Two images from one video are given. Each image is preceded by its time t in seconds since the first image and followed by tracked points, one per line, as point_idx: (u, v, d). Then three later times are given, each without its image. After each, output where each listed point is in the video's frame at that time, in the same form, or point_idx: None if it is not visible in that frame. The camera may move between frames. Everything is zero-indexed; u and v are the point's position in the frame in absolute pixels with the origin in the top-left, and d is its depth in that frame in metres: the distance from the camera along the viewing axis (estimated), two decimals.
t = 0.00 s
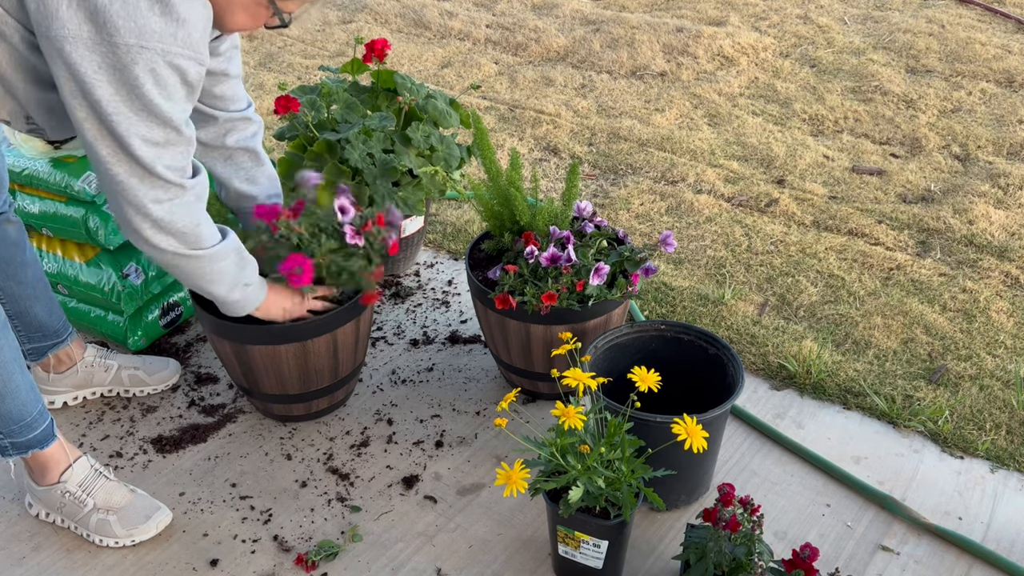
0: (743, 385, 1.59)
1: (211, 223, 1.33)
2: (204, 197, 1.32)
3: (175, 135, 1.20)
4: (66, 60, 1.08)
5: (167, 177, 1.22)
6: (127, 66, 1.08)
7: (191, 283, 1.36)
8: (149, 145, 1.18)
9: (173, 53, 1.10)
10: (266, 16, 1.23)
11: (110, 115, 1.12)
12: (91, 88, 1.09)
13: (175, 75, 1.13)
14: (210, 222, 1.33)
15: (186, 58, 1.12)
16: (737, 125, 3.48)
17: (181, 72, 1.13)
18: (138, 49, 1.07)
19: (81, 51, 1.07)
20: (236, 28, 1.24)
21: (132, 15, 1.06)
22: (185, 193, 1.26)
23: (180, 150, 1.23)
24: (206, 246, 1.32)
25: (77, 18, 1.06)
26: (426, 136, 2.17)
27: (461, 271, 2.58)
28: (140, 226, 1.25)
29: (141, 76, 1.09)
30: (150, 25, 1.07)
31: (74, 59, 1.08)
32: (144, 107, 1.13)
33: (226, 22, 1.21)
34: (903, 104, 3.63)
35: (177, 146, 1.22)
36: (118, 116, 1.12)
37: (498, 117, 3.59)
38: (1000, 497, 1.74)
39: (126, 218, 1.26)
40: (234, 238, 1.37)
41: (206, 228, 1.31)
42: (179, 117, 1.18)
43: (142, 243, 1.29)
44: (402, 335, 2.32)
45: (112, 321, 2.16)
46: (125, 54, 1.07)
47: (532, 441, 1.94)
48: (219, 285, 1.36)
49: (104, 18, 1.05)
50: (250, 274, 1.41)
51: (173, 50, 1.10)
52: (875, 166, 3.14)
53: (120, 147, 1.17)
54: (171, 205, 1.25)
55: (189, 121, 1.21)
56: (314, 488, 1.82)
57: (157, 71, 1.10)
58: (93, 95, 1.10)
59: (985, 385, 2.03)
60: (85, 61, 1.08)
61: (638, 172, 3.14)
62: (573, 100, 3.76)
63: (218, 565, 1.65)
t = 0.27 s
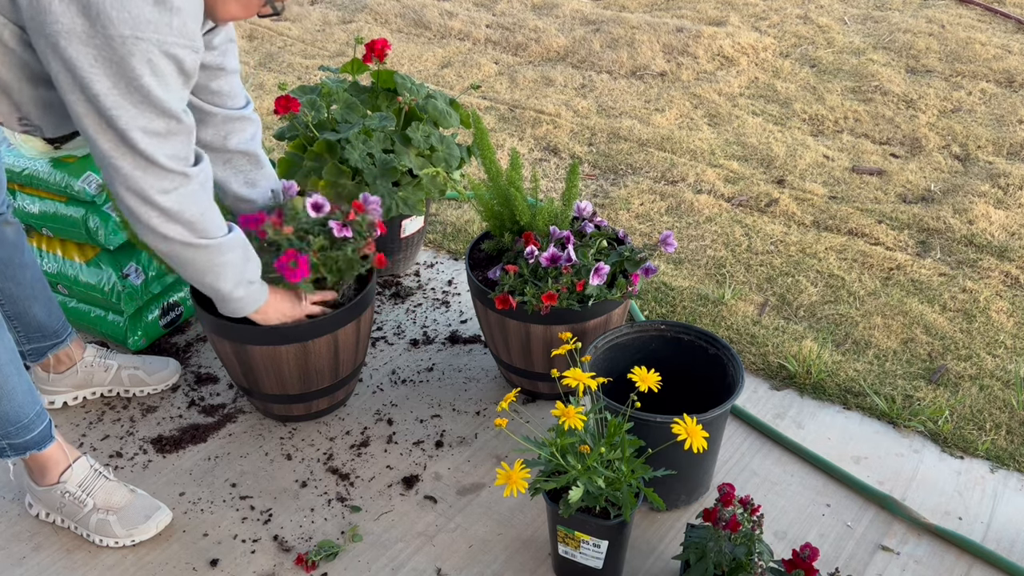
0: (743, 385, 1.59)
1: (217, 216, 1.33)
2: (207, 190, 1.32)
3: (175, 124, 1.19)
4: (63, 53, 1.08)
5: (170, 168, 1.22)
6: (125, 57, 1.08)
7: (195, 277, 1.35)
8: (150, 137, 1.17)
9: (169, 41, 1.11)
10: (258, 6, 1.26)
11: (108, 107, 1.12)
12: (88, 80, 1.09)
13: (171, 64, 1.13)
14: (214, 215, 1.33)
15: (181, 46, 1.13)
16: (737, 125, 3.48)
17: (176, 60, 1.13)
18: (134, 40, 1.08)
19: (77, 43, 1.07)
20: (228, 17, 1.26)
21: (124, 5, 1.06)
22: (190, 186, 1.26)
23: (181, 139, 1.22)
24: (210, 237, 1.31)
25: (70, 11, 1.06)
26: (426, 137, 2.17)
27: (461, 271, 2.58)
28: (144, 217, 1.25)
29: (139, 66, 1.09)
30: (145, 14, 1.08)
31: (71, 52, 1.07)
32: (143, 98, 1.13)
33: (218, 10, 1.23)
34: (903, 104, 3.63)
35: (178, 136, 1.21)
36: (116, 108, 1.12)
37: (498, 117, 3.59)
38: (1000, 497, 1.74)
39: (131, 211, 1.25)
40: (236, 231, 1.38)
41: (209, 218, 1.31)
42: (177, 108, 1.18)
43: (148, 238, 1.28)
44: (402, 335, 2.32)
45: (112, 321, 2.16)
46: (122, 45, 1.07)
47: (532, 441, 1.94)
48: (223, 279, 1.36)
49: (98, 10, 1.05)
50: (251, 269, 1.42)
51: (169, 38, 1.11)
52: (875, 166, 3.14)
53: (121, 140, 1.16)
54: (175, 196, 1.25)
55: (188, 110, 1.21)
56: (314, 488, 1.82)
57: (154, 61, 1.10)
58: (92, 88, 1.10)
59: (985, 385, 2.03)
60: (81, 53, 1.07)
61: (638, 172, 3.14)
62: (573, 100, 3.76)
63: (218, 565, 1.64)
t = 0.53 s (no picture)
0: (743, 385, 1.59)
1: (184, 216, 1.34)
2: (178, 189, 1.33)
3: (150, 124, 1.19)
4: (40, 46, 1.07)
5: (138, 167, 1.22)
6: (102, 51, 1.08)
7: (160, 275, 1.37)
8: (122, 134, 1.17)
9: (149, 36, 1.10)
10: None
11: (82, 103, 1.12)
12: (64, 73, 1.09)
13: (150, 60, 1.13)
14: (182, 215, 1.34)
15: (162, 41, 1.12)
16: (737, 125, 3.48)
17: (157, 55, 1.13)
18: (112, 34, 1.07)
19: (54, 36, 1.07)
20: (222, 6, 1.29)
21: None
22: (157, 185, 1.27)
23: (154, 140, 1.23)
24: (176, 239, 1.33)
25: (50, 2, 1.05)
26: (426, 137, 2.17)
27: (461, 271, 2.58)
28: (110, 217, 1.26)
29: (116, 61, 1.09)
30: (125, 8, 1.07)
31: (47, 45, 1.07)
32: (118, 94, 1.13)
33: None
34: (903, 104, 3.63)
35: (152, 136, 1.22)
36: (91, 103, 1.12)
37: (498, 117, 3.59)
38: (1000, 497, 1.74)
39: (96, 210, 1.26)
40: (206, 232, 1.39)
41: (177, 220, 1.32)
42: (154, 104, 1.17)
43: (111, 234, 1.29)
44: (402, 335, 2.32)
45: (112, 321, 2.16)
46: (100, 39, 1.07)
47: (532, 441, 1.94)
48: (188, 278, 1.37)
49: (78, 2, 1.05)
50: (220, 269, 1.43)
51: (150, 33, 1.10)
52: (875, 166, 3.14)
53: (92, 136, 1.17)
54: (143, 198, 1.26)
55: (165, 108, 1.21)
56: (314, 488, 1.82)
57: (132, 56, 1.10)
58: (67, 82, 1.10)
59: (985, 385, 2.03)
60: (58, 47, 1.07)
61: (638, 172, 3.14)
62: (573, 100, 3.76)
63: (217, 565, 1.64)
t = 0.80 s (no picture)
0: (743, 385, 1.59)
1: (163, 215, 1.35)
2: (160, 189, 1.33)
3: (136, 126, 1.19)
4: (33, 44, 1.07)
5: (124, 168, 1.22)
6: (94, 50, 1.08)
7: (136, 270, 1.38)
8: (110, 135, 1.17)
9: (142, 35, 1.10)
10: None
11: (72, 102, 1.11)
12: (56, 72, 1.09)
13: (143, 59, 1.12)
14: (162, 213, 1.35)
15: (156, 40, 1.12)
16: (737, 125, 3.48)
17: (150, 54, 1.13)
18: (105, 33, 1.07)
19: (48, 35, 1.07)
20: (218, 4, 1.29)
21: None
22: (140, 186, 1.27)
23: (140, 142, 1.22)
24: (151, 240, 1.34)
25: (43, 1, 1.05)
26: (426, 137, 2.17)
27: (461, 271, 2.58)
28: (87, 216, 1.26)
29: (108, 60, 1.09)
30: (118, 7, 1.07)
31: (40, 43, 1.07)
32: (109, 93, 1.12)
33: None
34: (903, 104, 3.63)
35: (137, 138, 1.21)
36: (81, 103, 1.12)
37: (498, 117, 3.59)
38: (1000, 497, 1.74)
39: (74, 207, 1.26)
40: (185, 230, 1.40)
41: (155, 221, 1.32)
42: (145, 106, 1.17)
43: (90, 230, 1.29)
44: (402, 335, 2.32)
45: (112, 321, 2.16)
46: (92, 38, 1.07)
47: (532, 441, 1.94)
48: (165, 274, 1.39)
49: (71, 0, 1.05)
50: (199, 266, 1.44)
51: (142, 32, 1.10)
52: (875, 166, 3.14)
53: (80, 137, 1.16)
54: (122, 200, 1.26)
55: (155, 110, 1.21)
56: (314, 488, 1.82)
57: (125, 55, 1.10)
58: (59, 81, 1.10)
59: (985, 385, 2.03)
60: (51, 45, 1.07)
61: (638, 172, 3.14)
62: (573, 100, 3.76)
63: (217, 565, 1.64)
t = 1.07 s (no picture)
0: (743, 385, 1.59)
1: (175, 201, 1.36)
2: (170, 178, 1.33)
3: (143, 120, 1.19)
4: (39, 44, 1.08)
5: (134, 163, 1.22)
6: (99, 51, 1.08)
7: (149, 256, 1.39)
8: (119, 131, 1.17)
9: (145, 33, 1.10)
10: None
11: (79, 101, 1.12)
12: (63, 72, 1.09)
13: (147, 57, 1.12)
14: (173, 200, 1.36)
15: (159, 37, 1.12)
16: (737, 125, 3.48)
17: (154, 51, 1.13)
18: (108, 32, 1.07)
19: (52, 36, 1.07)
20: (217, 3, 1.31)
21: None
22: (152, 178, 1.27)
23: (147, 136, 1.22)
24: (163, 228, 1.35)
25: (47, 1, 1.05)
26: (426, 137, 2.17)
27: (461, 271, 2.58)
28: (100, 207, 1.27)
29: (113, 59, 1.09)
30: (120, 6, 1.07)
31: (46, 44, 1.08)
32: (115, 91, 1.13)
33: None
34: (903, 104, 3.63)
35: (145, 132, 1.21)
36: (87, 102, 1.12)
37: (498, 117, 3.59)
38: (1000, 497, 1.74)
39: (86, 198, 1.27)
40: (196, 214, 1.41)
41: (167, 210, 1.33)
42: (151, 101, 1.17)
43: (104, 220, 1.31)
44: (402, 335, 2.32)
45: (112, 321, 2.16)
46: (96, 38, 1.07)
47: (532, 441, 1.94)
48: (176, 258, 1.40)
49: None
50: (209, 249, 1.45)
51: (145, 30, 1.10)
52: (875, 166, 3.14)
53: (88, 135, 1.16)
54: (135, 192, 1.26)
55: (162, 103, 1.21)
56: (314, 488, 1.82)
57: (130, 54, 1.10)
58: (65, 81, 1.10)
59: (985, 385, 2.03)
60: (56, 45, 1.07)
61: (638, 172, 3.14)
62: (573, 100, 3.76)
63: (217, 565, 1.64)
